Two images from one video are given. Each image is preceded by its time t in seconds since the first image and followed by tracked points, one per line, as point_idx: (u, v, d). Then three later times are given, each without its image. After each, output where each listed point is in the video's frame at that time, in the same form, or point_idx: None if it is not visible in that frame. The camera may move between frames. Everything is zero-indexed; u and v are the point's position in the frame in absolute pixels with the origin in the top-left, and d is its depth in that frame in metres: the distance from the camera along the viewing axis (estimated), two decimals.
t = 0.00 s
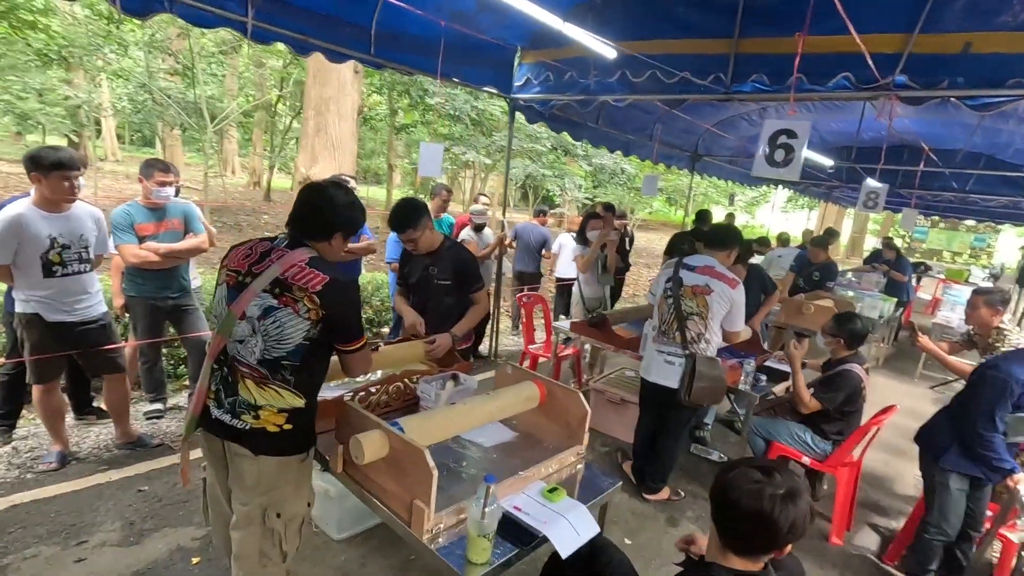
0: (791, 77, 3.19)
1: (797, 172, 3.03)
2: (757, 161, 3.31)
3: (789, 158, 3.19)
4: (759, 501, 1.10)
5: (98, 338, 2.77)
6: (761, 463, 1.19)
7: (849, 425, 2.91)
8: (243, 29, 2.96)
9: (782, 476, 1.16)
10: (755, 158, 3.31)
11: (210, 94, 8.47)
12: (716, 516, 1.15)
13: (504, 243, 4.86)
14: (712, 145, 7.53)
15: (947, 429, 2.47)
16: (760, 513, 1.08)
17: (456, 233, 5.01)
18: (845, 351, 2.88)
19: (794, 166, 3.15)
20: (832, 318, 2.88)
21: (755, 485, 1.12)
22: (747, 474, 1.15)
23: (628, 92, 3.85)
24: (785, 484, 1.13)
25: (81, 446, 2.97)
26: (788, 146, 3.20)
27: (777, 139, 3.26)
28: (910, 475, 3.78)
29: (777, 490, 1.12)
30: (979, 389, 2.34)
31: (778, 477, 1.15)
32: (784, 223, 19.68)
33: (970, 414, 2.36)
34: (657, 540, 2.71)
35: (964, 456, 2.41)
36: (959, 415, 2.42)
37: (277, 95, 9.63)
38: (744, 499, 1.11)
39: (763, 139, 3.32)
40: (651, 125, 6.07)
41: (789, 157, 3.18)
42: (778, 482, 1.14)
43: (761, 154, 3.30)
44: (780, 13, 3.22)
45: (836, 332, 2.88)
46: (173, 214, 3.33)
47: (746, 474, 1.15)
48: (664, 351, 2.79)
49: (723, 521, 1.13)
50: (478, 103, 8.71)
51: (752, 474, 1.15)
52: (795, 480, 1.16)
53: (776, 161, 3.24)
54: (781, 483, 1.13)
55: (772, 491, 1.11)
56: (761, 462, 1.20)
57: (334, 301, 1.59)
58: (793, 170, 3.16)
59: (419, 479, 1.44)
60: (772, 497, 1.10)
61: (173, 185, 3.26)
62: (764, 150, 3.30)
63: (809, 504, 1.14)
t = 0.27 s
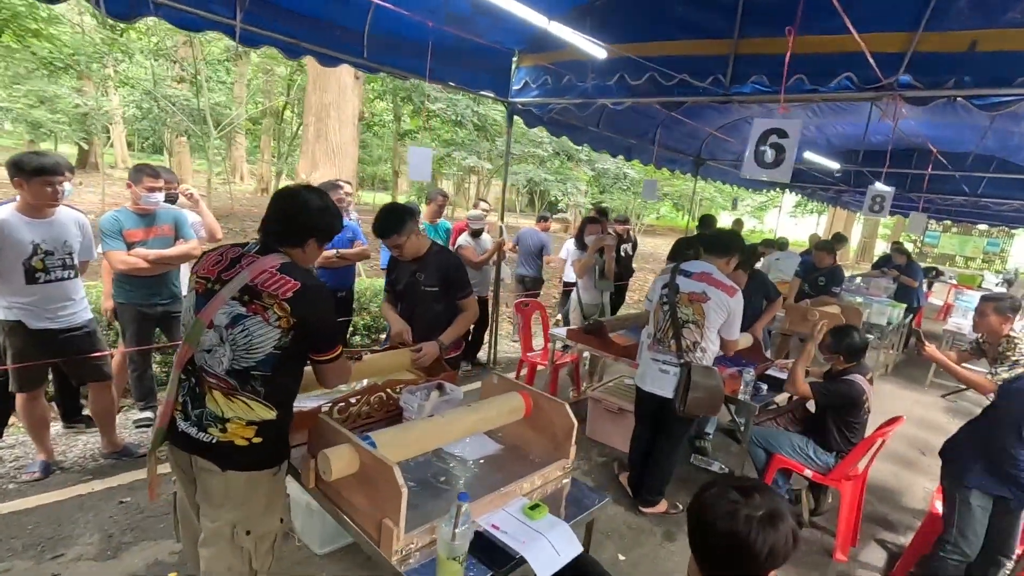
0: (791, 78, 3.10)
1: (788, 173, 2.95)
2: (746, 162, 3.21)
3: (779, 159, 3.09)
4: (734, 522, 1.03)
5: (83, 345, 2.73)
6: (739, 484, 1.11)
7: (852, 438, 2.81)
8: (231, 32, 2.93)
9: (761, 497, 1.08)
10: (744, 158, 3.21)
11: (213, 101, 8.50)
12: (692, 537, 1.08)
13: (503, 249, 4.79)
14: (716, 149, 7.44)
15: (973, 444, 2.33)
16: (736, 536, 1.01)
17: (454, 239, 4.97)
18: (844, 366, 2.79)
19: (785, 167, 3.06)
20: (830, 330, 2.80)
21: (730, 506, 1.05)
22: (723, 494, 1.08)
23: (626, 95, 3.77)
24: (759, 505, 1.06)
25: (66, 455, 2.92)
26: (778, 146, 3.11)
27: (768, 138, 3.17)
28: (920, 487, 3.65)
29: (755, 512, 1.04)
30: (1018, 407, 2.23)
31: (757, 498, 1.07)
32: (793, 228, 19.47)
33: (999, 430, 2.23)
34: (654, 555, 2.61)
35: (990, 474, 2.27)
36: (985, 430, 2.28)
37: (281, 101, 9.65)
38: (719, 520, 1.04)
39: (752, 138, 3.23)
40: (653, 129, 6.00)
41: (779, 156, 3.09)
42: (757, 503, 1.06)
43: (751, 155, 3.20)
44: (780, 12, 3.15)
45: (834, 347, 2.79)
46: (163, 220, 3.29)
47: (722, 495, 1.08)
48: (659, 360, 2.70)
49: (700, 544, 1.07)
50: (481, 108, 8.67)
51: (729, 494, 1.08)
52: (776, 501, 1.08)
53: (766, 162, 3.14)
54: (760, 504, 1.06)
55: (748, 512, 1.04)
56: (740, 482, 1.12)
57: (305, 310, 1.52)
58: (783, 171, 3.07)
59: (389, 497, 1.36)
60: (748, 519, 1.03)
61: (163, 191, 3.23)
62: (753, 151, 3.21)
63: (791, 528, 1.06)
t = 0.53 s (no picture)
0: (787, 79, 3.06)
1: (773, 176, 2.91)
2: (729, 164, 3.16)
3: (762, 161, 3.06)
4: (715, 544, 0.98)
5: (71, 351, 2.72)
6: (720, 500, 1.06)
7: (849, 446, 2.76)
8: (221, 35, 2.92)
9: (745, 515, 1.03)
10: (727, 161, 3.16)
11: (215, 106, 8.53)
12: (673, 555, 1.04)
13: (499, 253, 4.76)
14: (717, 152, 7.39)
15: (982, 454, 2.25)
16: (716, 557, 0.97)
17: (451, 243, 4.95)
18: (837, 375, 2.75)
19: (769, 169, 3.02)
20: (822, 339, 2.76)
21: (711, 525, 1.00)
22: (704, 512, 1.02)
23: (622, 98, 3.74)
24: (744, 525, 1.00)
25: (54, 463, 2.90)
26: (761, 148, 3.07)
27: (751, 140, 3.12)
28: (923, 495, 3.58)
29: (737, 531, 0.99)
30: None
31: (739, 516, 1.02)
32: (797, 231, 19.34)
33: (1013, 442, 2.15)
34: (646, 565, 2.56)
35: (999, 486, 2.19)
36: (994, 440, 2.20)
37: (282, 106, 9.68)
38: (701, 542, 0.99)
39: (736, 140, 3.18)
40: (651, 132, 5.96)
41: (762, 158, 3.05)
42: (740, 522, 1.01)
43: (734, 157, 3.15)
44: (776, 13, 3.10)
45: (825, 357, 2.76)
46: (155, 225, 3.28)
47: (703, 513, 1.03)
48: (653, 366, 2.65)
49: (680, 564, 1.02)
50: (481, 112, 8.66)
51: (710, 512, 1.02)
52: (760, 521, 1.02)
53: (749, 164, 3.10)
54: (742, 522, 1.01)
55: (729, 532, 0.99)
56: (722, 498, 1.07)
57: (279, 317, 1.49)
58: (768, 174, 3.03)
59: (362, 509, 1.33)
60: (729, 540, 0.97)
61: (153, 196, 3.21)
62: (736, 153, 3.17)
63: (774, 549, 1.00)
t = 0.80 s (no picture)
0: (787, 82, 3.03)
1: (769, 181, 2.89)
2: (726, 167, 3.13)
3: (759, 164, 3.02)
4: (709, 564, 0.94)
5: (66, 356, 2.70)
6: (713, 516, 1.02)
7: (852, 455, 2.72)
8: (218, 40, 2.92)
9: (739, 531, 0.99)
10: (723, 164, 3.13)
11: (217, 110, 8.55)
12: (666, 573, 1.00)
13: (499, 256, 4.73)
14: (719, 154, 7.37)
15: (990, 462, 2.20)
16: None
17: (451, 247, 4.92)
18: (837, 383, 2.74)
19: (767, 174, 2.99)
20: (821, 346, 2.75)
21: (706, 544, 0.96)
22: (698, 529, 0.99)
23: (621, 101, 3.72)
24: (738, 543, 0.97)
25: (50, 469, 2.88)
26: (758, 151, 3.03)
27: (748, 143, 3.08)
28: (928, 503, 3.52)
29: (731, 549, 0.95)
30: None
31: (733, 533, 0.98)
32: (800, 234, 19.30)
33: (1021, 450, 2.10)
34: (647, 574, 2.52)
35: (1009, 495, 2.14)
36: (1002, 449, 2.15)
37: (284, 110, 9.69)
38: (695, 563, 0.95)
39: (733, 143, 3.14)
40: (653, 134, 5.93)
41: (759, 162, 3.01)
42: (735, 539, 0.97)
43: (732, 161, 3.12)
44: (777, 14, 3.06)
45: (826, 364, 2.75)
46: (152, 229, 3.26)
47: (696, 530, 0.99)
48: (652, 372, 2.61)
49: None
50: (482, 115, 8.65)
51: (704, 529, 0.98)
52: (755, 537, 0.99)
53: (747, 168, 3.06)
54: (737, 540, 0.97)
55: (725, 550, 0.95)
56: (715, 513, 1.03)
57: (267, 325, 1.46)
58: (765, 178, 3.00)
59: (348, 522, 1.30)
60: (725, 559, 0.94)
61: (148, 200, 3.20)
62: (733, 156, 3.13)
63: (770, 567, 0.96)
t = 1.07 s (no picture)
0: (791, 82, 2.99)
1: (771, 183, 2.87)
2: (729, 169, 3.10)
3: (763, 165, 2.99)
4: None
5: (66, 360, 2.69)
6: (709, 533, 0.99)
7: (858, 460, 2.68)
8: (218, 43, 2.92)
9: (736, 550, 0.96)
10: (726, 166, 3.10)
11: (221, 113, 8.59)
12: None
13: (501, 259, 4.71)
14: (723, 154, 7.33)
15: (998, 471, 2.15)
16: None
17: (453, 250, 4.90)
18: (840, 390, 2.72)
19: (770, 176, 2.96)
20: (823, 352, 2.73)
21: (701, 564, 0.93)
22: (693, 548, 0.96)
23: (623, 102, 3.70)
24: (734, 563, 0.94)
25: (49, 474, 2.87)
26: (762, 153, 3.00)
27: (751, 145, 3.06)
28: (936, 509, 3.47)
29: (728, 569, 0.93)
30: None
31: (729, 551, 0.95)
32: (805, 235, 19.21)
33: None
34: None
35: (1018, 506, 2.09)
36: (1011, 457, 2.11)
37: (288, 112, 9.72)
38: None
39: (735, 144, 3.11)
40: (656, 135, 5.91)
41: (762, 165, 2.99)
42: (731, 558, 0.94)
43: (734, 163, 3.09)
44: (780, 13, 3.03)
45: (827, 371, 2.74)
46: (152, 232, 3.26)
47: (691, 550, 0.96)
48: (655, 376, 2.57)
49: None
50: (485, 117, 8.64)
51: (698, 549, 0.95)
52: (751, 555, 0.96)
53: (749, 170, 3.03)
54: (734, 558, 0.94)
55: (721, 570, 0.92)
56: (710, 530, 1.00)
57: (260, 331, 1.44)
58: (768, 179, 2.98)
59: (340, 532, 1.27)
60: None
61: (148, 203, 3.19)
62: (735, 157, 3.10)
63: None
